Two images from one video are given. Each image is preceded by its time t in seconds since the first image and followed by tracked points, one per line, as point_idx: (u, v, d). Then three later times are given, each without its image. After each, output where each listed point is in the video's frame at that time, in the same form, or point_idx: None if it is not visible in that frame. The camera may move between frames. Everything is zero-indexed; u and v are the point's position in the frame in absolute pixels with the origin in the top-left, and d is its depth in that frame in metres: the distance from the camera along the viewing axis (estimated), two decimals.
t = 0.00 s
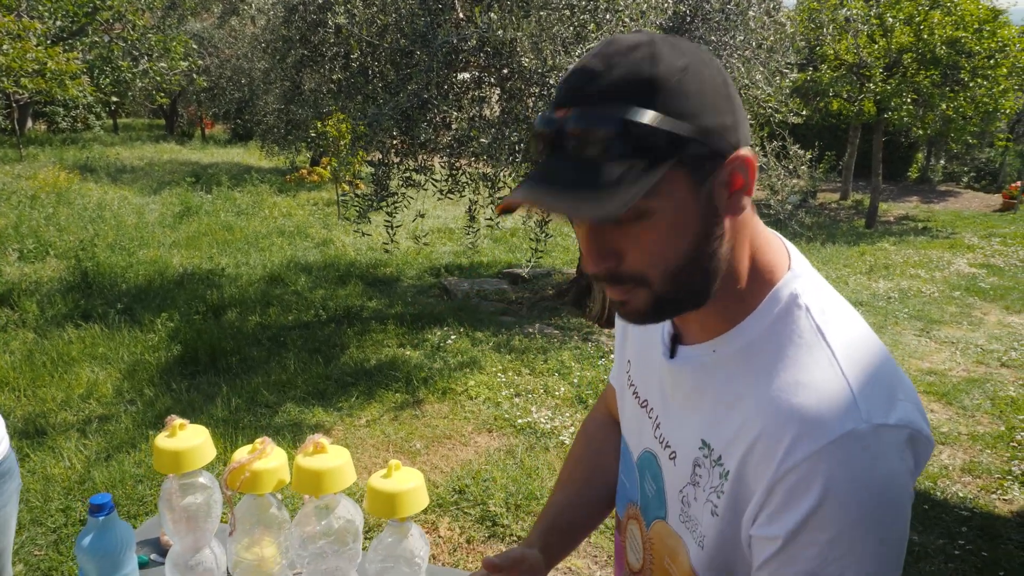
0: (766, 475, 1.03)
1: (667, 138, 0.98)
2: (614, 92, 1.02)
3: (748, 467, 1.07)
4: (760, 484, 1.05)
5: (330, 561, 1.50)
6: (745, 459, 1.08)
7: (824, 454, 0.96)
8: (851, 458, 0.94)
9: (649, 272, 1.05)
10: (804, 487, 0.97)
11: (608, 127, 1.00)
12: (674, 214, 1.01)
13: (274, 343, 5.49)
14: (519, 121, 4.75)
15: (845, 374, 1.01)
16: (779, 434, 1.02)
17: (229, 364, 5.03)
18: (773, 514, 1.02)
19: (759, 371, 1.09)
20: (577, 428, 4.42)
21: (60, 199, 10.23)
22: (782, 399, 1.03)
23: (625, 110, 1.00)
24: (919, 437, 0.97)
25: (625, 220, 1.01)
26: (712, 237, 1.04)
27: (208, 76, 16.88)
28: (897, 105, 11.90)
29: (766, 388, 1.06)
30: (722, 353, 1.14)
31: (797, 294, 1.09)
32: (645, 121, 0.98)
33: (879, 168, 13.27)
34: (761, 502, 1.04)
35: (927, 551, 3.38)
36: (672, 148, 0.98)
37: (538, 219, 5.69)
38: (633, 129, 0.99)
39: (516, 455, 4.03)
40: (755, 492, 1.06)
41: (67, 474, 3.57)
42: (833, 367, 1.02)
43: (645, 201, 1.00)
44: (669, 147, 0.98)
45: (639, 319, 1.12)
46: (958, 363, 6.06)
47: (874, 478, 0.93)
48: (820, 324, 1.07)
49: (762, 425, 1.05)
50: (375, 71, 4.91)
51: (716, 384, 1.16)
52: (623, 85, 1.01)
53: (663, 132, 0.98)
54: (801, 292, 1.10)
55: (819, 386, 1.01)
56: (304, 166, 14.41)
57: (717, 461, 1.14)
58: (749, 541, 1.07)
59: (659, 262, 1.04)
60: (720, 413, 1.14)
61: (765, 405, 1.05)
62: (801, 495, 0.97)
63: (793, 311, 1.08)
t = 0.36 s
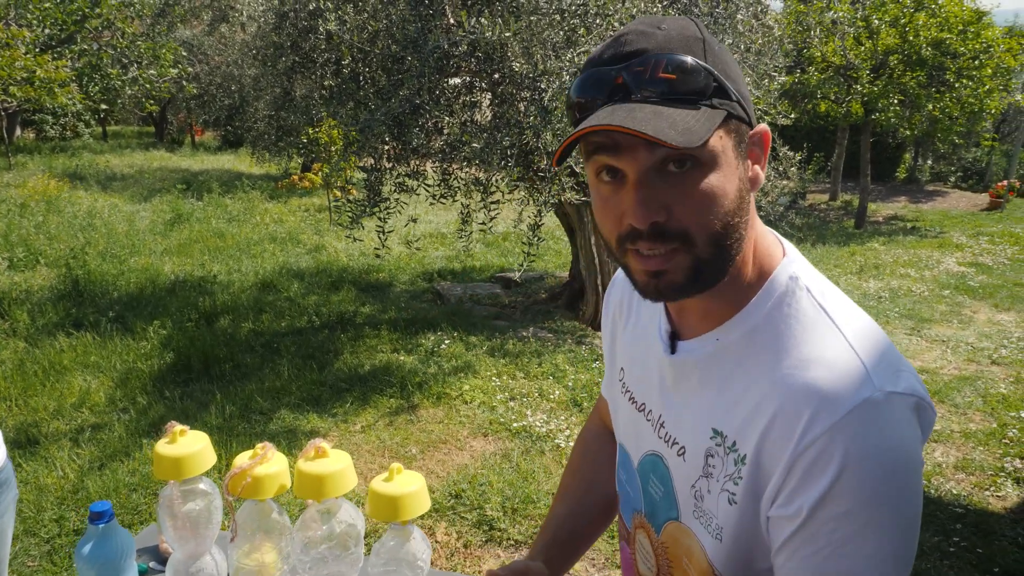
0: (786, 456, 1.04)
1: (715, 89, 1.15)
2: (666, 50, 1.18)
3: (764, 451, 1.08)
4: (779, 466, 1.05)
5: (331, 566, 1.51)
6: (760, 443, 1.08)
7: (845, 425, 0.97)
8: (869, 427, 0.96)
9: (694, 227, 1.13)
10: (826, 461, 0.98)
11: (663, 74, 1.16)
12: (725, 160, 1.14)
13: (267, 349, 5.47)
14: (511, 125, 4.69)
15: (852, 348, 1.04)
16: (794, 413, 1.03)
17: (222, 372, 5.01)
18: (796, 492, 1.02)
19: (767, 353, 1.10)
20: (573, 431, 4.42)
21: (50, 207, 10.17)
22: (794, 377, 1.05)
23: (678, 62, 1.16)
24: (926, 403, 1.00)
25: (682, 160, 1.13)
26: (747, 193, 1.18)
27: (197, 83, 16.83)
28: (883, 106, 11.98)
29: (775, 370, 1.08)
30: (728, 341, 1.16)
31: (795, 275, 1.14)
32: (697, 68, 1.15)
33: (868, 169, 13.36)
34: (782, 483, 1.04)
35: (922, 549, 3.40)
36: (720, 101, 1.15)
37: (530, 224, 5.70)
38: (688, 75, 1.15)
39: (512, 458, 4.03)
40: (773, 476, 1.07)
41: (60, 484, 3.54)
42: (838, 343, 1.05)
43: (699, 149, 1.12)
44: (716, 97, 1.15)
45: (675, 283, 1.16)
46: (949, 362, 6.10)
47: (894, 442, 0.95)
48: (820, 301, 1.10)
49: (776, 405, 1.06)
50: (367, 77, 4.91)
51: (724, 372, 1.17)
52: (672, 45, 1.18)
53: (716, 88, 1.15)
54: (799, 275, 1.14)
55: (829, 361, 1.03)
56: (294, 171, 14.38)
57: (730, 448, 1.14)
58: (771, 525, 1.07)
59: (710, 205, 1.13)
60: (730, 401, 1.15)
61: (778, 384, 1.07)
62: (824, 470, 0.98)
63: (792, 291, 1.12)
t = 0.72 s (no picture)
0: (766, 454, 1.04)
1: (668, 144, 1.04)
2: (624, 95, 1.06)
3: (748, 447, 1.08)
4: (760, 463, 1.06)
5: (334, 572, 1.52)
6: (744, 437, 1.09)
7: (825, 428, 0.98)
8: (848, 433, 0.97)
9: (643, 270, 1.12)
10: (805, 462, 0.99)
11: (613, 131, 1.05)
12: (669, 220, 1.07)
13: (262, 356, 5.45)
14: (505, 129, 4.68)
15: (842, 355, 1.04)
16: (777, 412, 1.03)
17: (218, 379, 4.99)
18: (775, 490, 1.03)
19: (755, 353, 1.10)
20: (570, 434, 4.42)
21: (41, 216, 10.11)
22: (779, 379, 1.05)
23: (630, 115, 1.05)
24: (909, 411, 1.01)
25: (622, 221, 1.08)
26: (709, 240, 1.09)
27: (189, 90, 16.79)
28: (874, 108, 12.06)
29: (761, 370, 1.08)
30: (720, 337, 1.16)
31: (794, 278, 1.12)
32: (646, 128, 1.03)
33: (858, 170, 13.44)
34: (760, 480, 1.05)
35: (920, 547, 3.42)
36: (673, 157, 1.04)
37: (525, 228, 5.70)
38: (638, 134, 1.04)
39: (510, 462, 4.02)
40: (753, 472, 1.08)
41: (56, 493, 3.52)
42: (829, 350, 1.04)
43: (643, 205, 1.07)
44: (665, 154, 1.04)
45: (633, 304, 1.18)
46: (943, 361, 6.14)
47: (871, 450, 0.96)
48: (814, 306, 1.10)
49: (759, 404, 1.07)
50: (359, 82, 4.89)
51: (714, 367, 1.17)
52: (630, 91, 1.06)
53: (667, 140, 1.03)
54: (797, 277, 1.12)
55: (816, 366, 1.03)
56: (287, 178, 14.37)
57: (715, 440, 1.15)
58: (752, 520, 1.08)
59: (652, 257, 1.10)
60: (718, 396, 1.16)
61: (761, 385, 1.07)
62: (801, 470, 0.99)
63: (787, 294, 1.11)
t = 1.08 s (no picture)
0: (774, 456, 1.04)
1: (701, 145, 1.03)
2: (657, 96, 1.05)
3: (755, 447, 1.09)
4: (767, 465, 1.06)
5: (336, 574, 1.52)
6: (751, 438, 1.09)
7: (836, 437, 0.98)
8: (855, 443, 0.97)
9: (667, 272, 1.12)
10: (813, 470, 0.99)
11: (645, 130, 1.04)
12: (696, 220, 1.07)
13: (257, 358, 5.42)
14: (501, 130, 4.63)
15: (857, 368, 1.04)
16: (786, 418, 1.04)
17: (212, 381, 4.96)
18: (780, 494, 1.03)
19: (770, 356, 1.10)
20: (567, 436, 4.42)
21: (33, 219, 10.05)
22: (791, 384, 1.05)
23: (662, 118, 1.04)
24: (916, 428, 1.02)
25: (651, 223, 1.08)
26: (735, 242, 1.10)
27: (181, 92, 16.72)
28: (867, 109, 12.14)
29: (774, 374, 1.08)
30: (735, 337, 1.16)
31: (813, 286, 1.12)
32: (677, 128, 1.03)
33: (851, 172, 13.50)
34: (765, 482, 1.06)
35: (916, 547, 3.42)
36: (702, 159, 1.04)
37: (521, 229, 5.70)
38: (668, 135, 1.03)
39: (506, 464, 4.01)
40: (759, 473, 1.08)
41: (49, 498, 3.49)
42: (844, 359, 1.05)
43: (673, 207, 1.06)
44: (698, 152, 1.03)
45: (656, 308, 1.17)
46: (936, 361, 6.16)
47: (877, 465, 0.97)
48: (834, 314, 1.11)
49: (770, 406, 1.07)
50: (354, 84, 4.84)
51: (725, 365, 1.17)
52: (665, 93, 1.05)
53: (701, 141, 1.03)
54: (816, 285, 1.13)
55: (829, 375, 1.03)
56: (280, 180, 14.33)
57: (722, 438, 1.15)
58: (753, 520, 1.08)
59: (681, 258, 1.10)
60: (727, 395, 1.16)
61: (773, 388, 1.07)
62: (806, 476, 1.00)
63: (806, 301, 1.11)
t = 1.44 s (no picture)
0: (796, 454, 1.05)
1: (728, 134, 1.06)
2: (687, 82, 1.08)
3: (775, 445, 1.09)
4: (788, 463, 1.07)
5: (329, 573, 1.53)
6: (771, 436, 1.10)
7: (860, 431, 0.99)
8: (879, 436, 0.99)
9: (682, 260, 1.14)
10: (838, 465, 1.00)
11: (671, 116, 1.07)
12: (716, 210, 1.09)
13: (247, 357, 5.39)
14: (492, 129, 4.66)
15: (877, 364, 1.05)
16: (809, 414, 1.05)
17: (201, 381, 4.93)
18: (804, 491, 1.04)
19: (786, 353, 1.11)
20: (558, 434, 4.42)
21: (19, 217, 9.95)
22: (811, 379, 1.07)
23: (688, 102, 1.07)
24: (931, 419, 1.03)
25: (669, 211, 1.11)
26: (752, 236, 1.12)
27: (169, 90, 16.59)
28: (855, 109, 12.27)
29: (793, 371, 1.09)
30: (748, 334, 1.17)
31: (824, 280, 1.15)
32: (702, 114, 1.06)
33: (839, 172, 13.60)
34: (788, 480, 1.07)
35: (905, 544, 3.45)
36: (726, 149, 1.06)
37: (512, 228, 5.70)
38: (695, 122, 1.06)
39: (498, 463, 4.01)
40: (780, 471, 1.09)
41: (37, 498, 3.45)
42: (861, 352, 1.07)
43: (693, 194, 1.09)
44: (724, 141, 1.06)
45: (663, 299, 1.20)
46: (924, 360, 6.21)
47: (899, 457, 0.98)
48: (847, 309, 1.13)
49: (790, 403, 1.08)
50: (344, 82, 4.84)
51: (738, 363, 1.18)
52: (698, 77, 1.07)
53: (728, 131, 1.06)
54: (828, 280, 1.15)
55: (849, 370, 1.05)
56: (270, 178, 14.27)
57: (739, 438, 1.16)
58: (774, 520, 1.09)
59: (695, 249, 1.13)
60: (743, 393, 1.17)
61: (792, 384, 1.08)
62: (831, 472, 1.01)
63: (820, 295, 1.13)
